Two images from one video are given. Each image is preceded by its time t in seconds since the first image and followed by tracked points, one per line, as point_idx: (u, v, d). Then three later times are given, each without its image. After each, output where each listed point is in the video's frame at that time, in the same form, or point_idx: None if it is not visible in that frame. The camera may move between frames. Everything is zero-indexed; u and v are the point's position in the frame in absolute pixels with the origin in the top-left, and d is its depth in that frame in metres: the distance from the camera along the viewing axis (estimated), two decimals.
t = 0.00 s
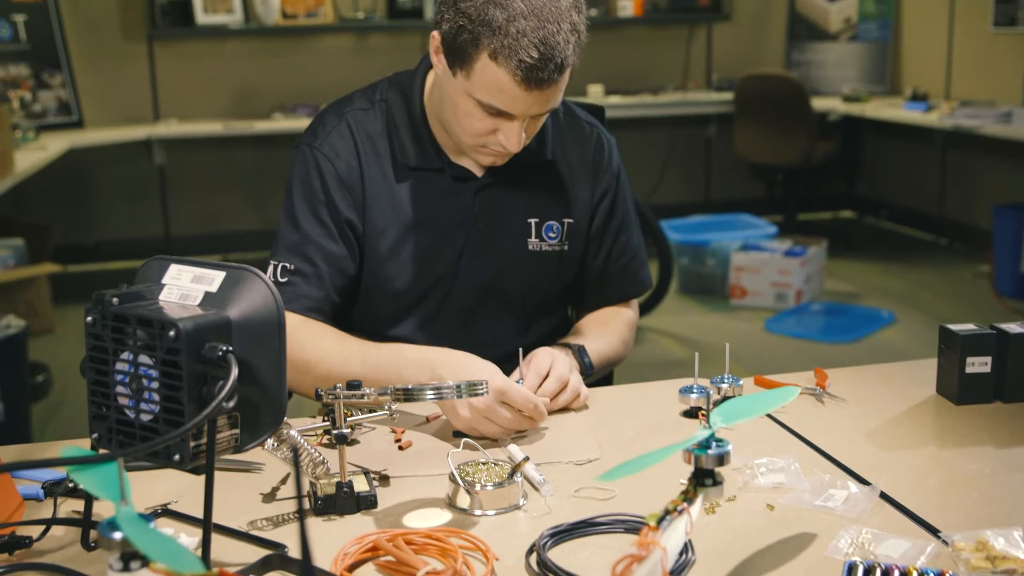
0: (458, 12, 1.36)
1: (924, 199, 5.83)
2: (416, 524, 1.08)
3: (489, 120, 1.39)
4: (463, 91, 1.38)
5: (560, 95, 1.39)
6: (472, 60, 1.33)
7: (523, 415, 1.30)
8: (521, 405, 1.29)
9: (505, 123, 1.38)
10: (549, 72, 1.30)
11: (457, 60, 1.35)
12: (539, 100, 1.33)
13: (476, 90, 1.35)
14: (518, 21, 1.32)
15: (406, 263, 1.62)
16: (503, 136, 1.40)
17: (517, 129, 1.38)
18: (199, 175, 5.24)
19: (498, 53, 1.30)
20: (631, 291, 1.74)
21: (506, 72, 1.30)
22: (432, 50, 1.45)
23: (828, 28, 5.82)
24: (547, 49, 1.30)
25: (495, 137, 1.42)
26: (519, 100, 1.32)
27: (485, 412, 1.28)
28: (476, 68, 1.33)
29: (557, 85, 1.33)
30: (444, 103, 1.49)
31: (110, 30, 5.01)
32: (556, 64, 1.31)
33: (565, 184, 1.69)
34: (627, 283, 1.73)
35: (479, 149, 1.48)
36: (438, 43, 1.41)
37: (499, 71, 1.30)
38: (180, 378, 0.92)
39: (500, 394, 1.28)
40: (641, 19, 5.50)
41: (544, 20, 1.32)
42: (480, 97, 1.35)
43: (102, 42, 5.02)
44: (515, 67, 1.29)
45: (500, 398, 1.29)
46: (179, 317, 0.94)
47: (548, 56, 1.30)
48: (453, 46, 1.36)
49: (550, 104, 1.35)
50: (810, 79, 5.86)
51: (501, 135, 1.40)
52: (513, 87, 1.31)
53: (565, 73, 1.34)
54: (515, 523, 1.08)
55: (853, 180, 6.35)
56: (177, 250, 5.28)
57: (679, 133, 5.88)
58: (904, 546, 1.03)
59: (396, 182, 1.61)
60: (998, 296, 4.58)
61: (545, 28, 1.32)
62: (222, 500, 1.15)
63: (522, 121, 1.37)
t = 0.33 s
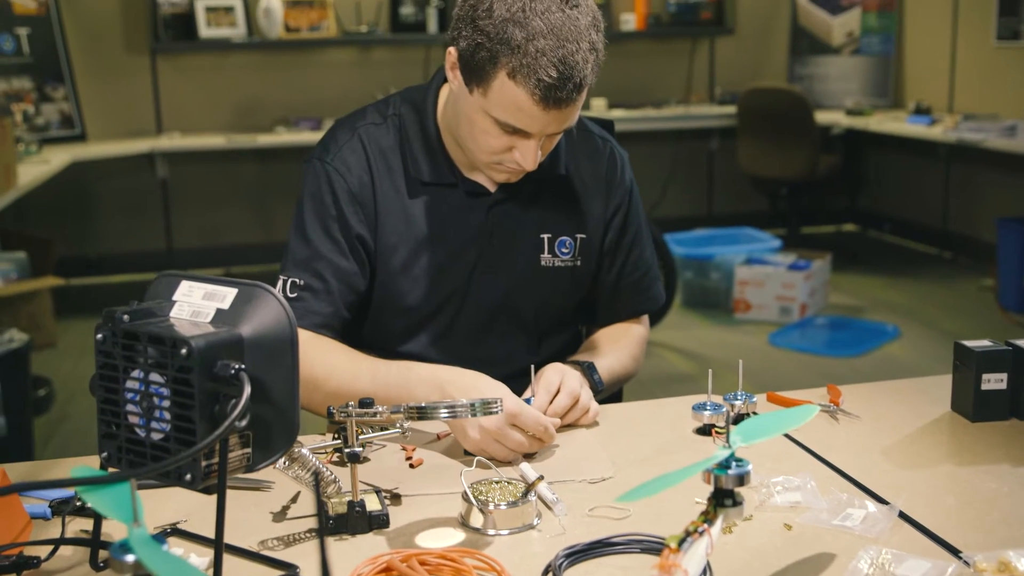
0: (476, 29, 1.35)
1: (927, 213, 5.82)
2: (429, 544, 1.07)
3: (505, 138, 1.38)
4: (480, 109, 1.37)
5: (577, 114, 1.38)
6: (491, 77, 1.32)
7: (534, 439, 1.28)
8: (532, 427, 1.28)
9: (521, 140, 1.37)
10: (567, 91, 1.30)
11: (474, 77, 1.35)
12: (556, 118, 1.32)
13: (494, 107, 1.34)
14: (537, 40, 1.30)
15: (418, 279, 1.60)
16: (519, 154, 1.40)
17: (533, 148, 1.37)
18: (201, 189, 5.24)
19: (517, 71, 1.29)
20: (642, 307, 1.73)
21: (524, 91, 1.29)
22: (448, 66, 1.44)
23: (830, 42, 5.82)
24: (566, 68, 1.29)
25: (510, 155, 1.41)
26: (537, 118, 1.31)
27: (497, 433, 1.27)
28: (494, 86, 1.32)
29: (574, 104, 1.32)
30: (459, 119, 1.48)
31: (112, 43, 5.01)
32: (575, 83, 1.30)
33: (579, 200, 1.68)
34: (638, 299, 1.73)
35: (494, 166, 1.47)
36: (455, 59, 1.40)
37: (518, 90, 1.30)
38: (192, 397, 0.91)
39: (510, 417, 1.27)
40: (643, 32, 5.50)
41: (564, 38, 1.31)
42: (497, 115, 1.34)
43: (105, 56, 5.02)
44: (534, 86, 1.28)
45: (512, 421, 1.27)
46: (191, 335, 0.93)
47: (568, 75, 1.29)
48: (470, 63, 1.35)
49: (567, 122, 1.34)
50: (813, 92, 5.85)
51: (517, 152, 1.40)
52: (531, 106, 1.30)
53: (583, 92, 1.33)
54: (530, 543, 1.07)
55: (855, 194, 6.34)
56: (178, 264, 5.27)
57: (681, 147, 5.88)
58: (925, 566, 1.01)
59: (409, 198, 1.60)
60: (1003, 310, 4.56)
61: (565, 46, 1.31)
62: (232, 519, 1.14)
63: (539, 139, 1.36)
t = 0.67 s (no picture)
0: (485, 40, 1.34)
1: (930, 222, 5.82)
2: (438, 557, 1.06)
3: (514, 149, 1.37)
4: (489, 119, 1.36)
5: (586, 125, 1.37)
6: (499, 89, 1.31)
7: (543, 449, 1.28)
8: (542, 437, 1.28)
9: (529, 152, 1.37)
10: (578, 103, 1.29)
11: (482, 88, 1.34)
12: (565, 130, 1.31)
13: (502, 118, 1.33)
14: (547, 51, 1.29)
15: (426, 289, 1.60)
16: (527, 165, 1.39)
17: (542, 159, 1.37)
18: (203, 198, 5.23)
19: (527, 83, 1.28)
20: (649, 316, 1.73)
21: (533, 103, 1.29)
22: (457, 76, 1.43)
23: (833, 50, 5.81)
24: (576, 80, 1.29)
25: (519, 165, 1.40)
26: (546, 130, 1.31)
27: (505, 440, 1.26)
28: (502, 97, 1.31)
29: (584, 115, 1.32)
30: (468, 129, 1.47)
31: (115, 51, 5.01)
32: (584, 95, 1.30)
33: (587, 209, 1.67)
34: (646, 308, 1.72)
35: (503, 177, 1.46)
36: (464, 69, 1.40)
37: (527, 101, 1.29)
38: (202, 410, 0.90)
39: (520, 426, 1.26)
40: (645, 41, 5.49)
41: (574, 49, 1.30)
42: (506, 126, 1.34)
43: (107, 65, 5.02)
44: (543, 98, 1.28)
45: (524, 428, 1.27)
46: (201, 347, 0.91)
47: (578, 87, 1.28)
48: (479, 74, 1.34)
49: (577, 133, 1.33)
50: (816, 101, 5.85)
51: (525, 164, 1.39)
52: (540, 118, 1.29)
53: (592, 105, 1.32)
54: (541, 556, 1.06)
55: (857, 203, 6.34)
56: (180, 272, 5.26)
57: (683, 155, 5.87)
58: None
59: (416, 209, 1.59)
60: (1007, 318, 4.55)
61: (575, 58, 1.30)
62: (239, 532, 1.12)
63: (547, 150, 1.35)
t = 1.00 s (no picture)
0: (491, 44, 1.33)
1: (933, 226, 5.81)
2: (446, 564, 1.05)
3: (520, 153, 1.37)
4: (494, 123, 1.36)
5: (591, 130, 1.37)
6: (505, 93, 1.31)
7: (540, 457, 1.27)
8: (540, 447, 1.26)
9: (535, 156, 1.36)
10: (584, 107, 1.28)
11: (488, 92, 1.33)
12: (572, 134, 1.31)
13: (508, 122, 1.32)
14: (554, 55, 1.29)
15: (430, 294, 1.59)
16: (533, 170, 1.38)
17: (548, 163, 1.36)
18: (206, 202, 5.23)
19: (533, 87, 1.28)
20: (654, 321, 1.72)
21: (539, 107, 1.28)
22: (462, 80, 1.43)
23: (835, 54, 5.81)
24: (583, 84, 1.28)
25: (524, 170, 1.40)
26: (552, 135, 1.30)
27: (504, 447, 1.26)
28: (509, 101, 1.31)
29: (590, 120, 1.31)
30: (473, 135, 1.47)
31: (117, 55, 5.00)
32: (591, 99, 1.29)
33: (592, 213, 1.66)
34: (651, 313, 1.71)
35: (508, 181, 1.45)
36: (469, 73, 1.39)
37: (534, 106, 1.28)
38: (208, 417, 0.89)
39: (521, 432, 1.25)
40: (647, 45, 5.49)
41: (581, 53, 1.30)
42: (511, 131, 1.33)
43: (108, 69, 5.01)
44: (550, 102, 1.27)
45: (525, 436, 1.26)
46: (207, 353, 0.91)
47: (584, 91, 1.28)
48: (485, 78, 1.34)
49: (583, 137, 1.32)
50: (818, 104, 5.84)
51: (531, 168, 1.38)
52: (547, 122, 1.29)
53: (598, 109, 1.31)
54: (548, 564, 1.05)
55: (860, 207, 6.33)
56: (182, 277, 5.25)
57: (686, 159, 5.86)
58: None
59: (420, 214, 1.59)
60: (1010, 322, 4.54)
61: (582, 62, 1.29)
62: (246, 540, 1.12)
63: (553, 155, 1.35)
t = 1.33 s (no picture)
0: (495, 51, 1.33)
1: (935, 230, 5.81)
2: (451, 570, 1.04)
3: (524, 161, 1.36)
4: (498, 130, 1.35)
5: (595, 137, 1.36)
6: (510, 100, 1.30)
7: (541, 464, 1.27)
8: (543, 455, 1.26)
9: (539, 163, 1.36)
10: (588, 115, 1.28)
11: (492, 99, 1.33)
12: (576, 141, 1.30)
13: (512, 129, 1.32)
14: (558, 63, 1.28)
15: (433, 300, 1.59)
16: (537, 177, 1.38)
17: (552, 170, 1.35)
18: (207, 206, 5.23)
19: (537, 94, 1.27)
20: (658, 325, 1.71)
21: (543, 115, 1.28)
22: (465, 86, 1.42)
23: (836, 58, 5.81)
24: (587, 91, 1.27)
25: (528, 177, 1.39)
26: (556, 141, 1.30)
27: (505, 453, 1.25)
28: (513, 108, 1.30)
29: (594, 127, 1.31)
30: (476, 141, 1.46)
31: (117, 59, 5.01)
32: (595, 106, 1.28)
33: (595, 218, 1.66)
34: (654, 317, 1.71)
35: (511, 188, 1.45)
36: (473, 80, 1.39)
37: (538, 113, 1.28)
38: (213, 423, 0.88)
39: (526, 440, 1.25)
40: (648, 49, 5.48)
41: (585, 60, 1.29)
42: (515, 138, 1.33)
43: (108, 73, 5.01)
44: (554, 110, 1.27)
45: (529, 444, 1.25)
46: (211, 359, 0.90)
47: (589, 98, 1.27)
48: (489, 85, 1.33)
49: (587, 144, 1.32)
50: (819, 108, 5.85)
51: (535, 175, 1.38)
52: (551, 129, 1.28)
53: (603, 116, 1.31)
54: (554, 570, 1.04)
55: (861, 210, 6.33)
56: (184, 281, 5.25)
57: (687, 162, 5.86)
58: None
59: (423, 220, 1.58)
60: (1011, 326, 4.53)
61: (586, 69, 1.29)
62: (250, 545, 1.11)
63: (557, 162, 1.34)
